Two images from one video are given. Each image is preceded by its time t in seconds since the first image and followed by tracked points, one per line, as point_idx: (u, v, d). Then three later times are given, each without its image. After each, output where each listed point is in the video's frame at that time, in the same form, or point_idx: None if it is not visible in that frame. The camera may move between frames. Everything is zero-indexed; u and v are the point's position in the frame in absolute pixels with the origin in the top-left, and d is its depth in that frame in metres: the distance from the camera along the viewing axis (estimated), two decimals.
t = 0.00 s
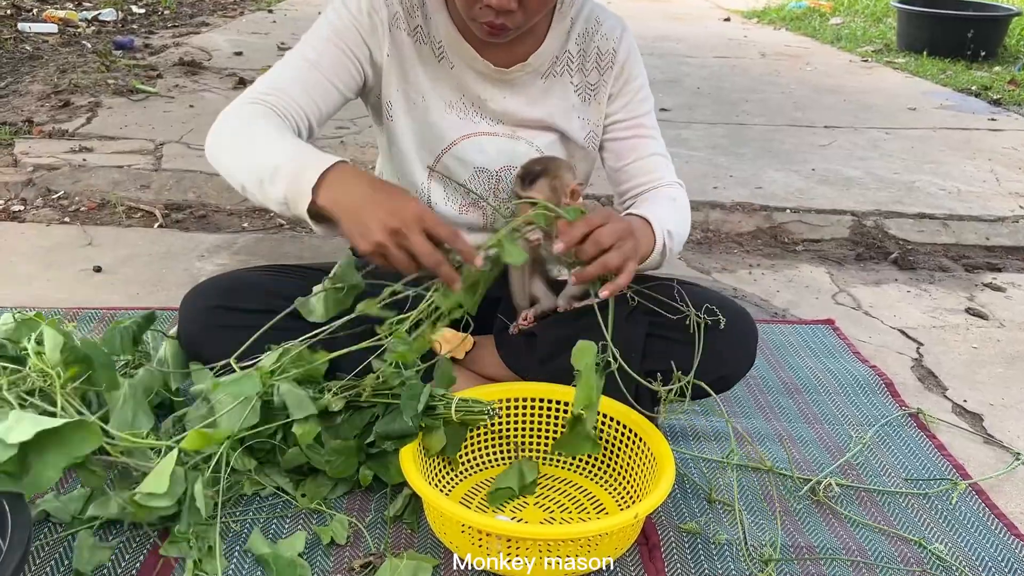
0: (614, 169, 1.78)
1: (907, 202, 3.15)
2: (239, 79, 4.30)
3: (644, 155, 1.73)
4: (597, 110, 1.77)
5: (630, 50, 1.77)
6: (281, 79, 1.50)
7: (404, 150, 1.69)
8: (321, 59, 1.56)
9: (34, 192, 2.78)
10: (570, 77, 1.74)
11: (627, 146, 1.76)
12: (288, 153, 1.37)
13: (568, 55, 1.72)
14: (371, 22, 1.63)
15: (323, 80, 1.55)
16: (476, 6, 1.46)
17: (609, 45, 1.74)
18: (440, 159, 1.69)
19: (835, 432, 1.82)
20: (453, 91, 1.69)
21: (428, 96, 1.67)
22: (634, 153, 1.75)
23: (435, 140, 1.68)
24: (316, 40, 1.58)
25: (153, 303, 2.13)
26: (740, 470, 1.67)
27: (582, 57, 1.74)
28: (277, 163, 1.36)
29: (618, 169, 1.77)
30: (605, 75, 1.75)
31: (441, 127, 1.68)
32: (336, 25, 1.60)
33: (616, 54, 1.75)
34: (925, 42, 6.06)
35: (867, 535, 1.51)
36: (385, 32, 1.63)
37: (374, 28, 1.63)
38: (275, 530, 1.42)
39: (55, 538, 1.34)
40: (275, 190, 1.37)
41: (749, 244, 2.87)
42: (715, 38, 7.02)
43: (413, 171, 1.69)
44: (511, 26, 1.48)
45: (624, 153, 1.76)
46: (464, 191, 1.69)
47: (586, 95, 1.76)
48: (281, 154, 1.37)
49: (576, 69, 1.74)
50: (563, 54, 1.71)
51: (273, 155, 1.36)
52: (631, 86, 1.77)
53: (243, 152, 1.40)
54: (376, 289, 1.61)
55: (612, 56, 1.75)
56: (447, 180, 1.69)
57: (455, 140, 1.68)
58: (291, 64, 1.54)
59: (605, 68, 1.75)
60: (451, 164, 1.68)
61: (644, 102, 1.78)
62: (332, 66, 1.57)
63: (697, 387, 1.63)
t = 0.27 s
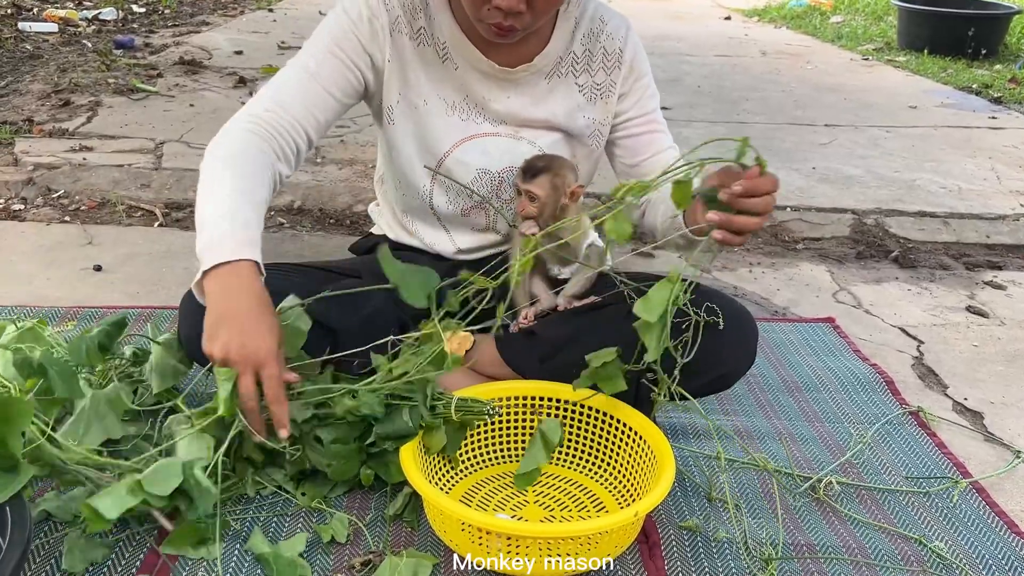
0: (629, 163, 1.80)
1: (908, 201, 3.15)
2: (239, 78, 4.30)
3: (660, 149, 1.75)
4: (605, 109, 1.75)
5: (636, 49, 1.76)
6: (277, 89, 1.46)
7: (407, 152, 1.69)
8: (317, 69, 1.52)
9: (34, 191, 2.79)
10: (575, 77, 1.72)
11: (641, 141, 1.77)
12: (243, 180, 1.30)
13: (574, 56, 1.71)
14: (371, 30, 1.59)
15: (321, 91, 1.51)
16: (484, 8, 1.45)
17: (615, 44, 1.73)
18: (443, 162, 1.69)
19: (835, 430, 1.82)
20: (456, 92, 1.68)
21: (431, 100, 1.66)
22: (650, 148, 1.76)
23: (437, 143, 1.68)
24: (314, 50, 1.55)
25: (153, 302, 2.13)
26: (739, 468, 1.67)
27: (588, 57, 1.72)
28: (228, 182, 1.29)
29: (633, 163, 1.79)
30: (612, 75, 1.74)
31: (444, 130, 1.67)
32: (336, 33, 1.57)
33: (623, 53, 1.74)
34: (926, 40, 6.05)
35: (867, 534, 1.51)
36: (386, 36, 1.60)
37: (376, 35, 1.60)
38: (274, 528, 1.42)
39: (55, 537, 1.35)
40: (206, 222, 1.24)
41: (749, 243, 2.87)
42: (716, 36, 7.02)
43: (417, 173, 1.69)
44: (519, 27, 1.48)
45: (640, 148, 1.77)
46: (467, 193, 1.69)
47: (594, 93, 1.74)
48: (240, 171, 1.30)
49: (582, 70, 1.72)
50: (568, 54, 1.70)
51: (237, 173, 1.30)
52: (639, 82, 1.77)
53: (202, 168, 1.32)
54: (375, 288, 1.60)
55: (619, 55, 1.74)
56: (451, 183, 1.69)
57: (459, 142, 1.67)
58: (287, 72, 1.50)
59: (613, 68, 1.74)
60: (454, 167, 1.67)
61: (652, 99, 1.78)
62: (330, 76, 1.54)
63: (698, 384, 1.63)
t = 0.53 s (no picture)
0: (639, 156, 1.77)
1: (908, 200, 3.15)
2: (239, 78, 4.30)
3: (670, 140, 1.74)
4: (608, 103, 1.74)
5: (638, 44, 1.75)
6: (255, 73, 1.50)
7: (408, 153, 1.69)
8: (297, 56, 1.55)
9: (35, 191, 2.79)
10: (576, 75, 1.71)
11: (651, 133, 1.75)
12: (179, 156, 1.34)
13: (575, 53, 1.70)
14: (360, 23, 1.61)
15: (299, 81, 1.54)
16: (488, 11, 1.45)
17: (617, 40, 1.72)
18: (443, 163, 1.68)
19: (837, 429, 1.82)
20: (456, 93, 1.68)
21: (431, 100, 1.66)
22: (660, 139, 1.74)
23: (438, 143, 1.67)
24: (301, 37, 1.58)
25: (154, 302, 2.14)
26: (741, 466, 1.67)
27: (589, 54, 1.71)
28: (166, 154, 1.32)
29: (643, 156, 1.76)
30: (615, 70, 1.73)
31: (445, 130, 1.67)
32: (324, 25, 1.59)
33: (626, 48, 1.73)
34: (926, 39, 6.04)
35: (868, 532, 1.51)
36: (382, 37, 1.62)
37: (366, 35, 1.62)
38: (274, 527, 1.42)
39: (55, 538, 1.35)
40: (118, 180, 1.27)
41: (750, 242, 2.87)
42: (716, 35, 7.01)
43: (418, 174, 1.70)
44: (524, 28, 1.48)
45: (649, 140, 1.75)
46: (468, 193, 1.69)
47: (597, 89, 1.73)
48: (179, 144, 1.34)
49: (583, 66, 1.71)
50: (569, 52, 1.69)
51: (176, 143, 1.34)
52: (643, 77, 1.76)
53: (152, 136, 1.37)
54: (376, 288, 1.59)
55: (621, 51, 1.73)
56: (452, 183, 1.69)
57: (460, 142, 1.67)
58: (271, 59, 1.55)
59: (614, 62, 1.73)
60: (455, 167, 1.67)
61: (657, 92, 1.77)
62: (312, 66, 1.56)
63: (698, 383, 1.63)
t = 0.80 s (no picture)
0: (629, 163, 1.75)
1: (910, 198, 3.15)
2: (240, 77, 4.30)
3: (662, 149, 1.71)
4: (603, 107, 1.72)
5: (635, 50, 1.73)
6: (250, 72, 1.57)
7: (403, 154, 1.68)
8: (287, 54, 1.59)
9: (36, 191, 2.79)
10: (573, 76, 1.70)
11: (644, 141, 1.73)
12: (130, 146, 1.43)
13: (572, 54, 1.68)
14: (349, 25, 1.61)
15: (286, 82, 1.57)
16: (491, 14, 1.44)
17: (613, 43, 1.70)
18: (439, 165, 1.67)
19: (838, 428, 1.82)
20: (452, 92, 1.66)
21: (427, 100, 1.65)
22: (652, 147, 1.72)
23: (435, 144, 1.66)
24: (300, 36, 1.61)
25: (155, 302, 2.14)
26: (742, 465, 1.67)
27: (586, 56, 1.70)
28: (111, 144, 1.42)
29: (633, 163, 1.74)
30: (611, 73, 1.71)
31: (442, 130, 1.65)
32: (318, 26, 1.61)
33: (622, 52, 1.71)
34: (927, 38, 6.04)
35: (869, 531, 1.51)
36: (374, 37, 1.61)
37: (356, 37, 1.61)
38: (276, 527, 1.42)
39: (57, 539, 1.35)
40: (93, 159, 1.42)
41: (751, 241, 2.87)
42: (717, 35, 7.00)
43: (415, 175, 1.69)
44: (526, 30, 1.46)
45: (640, 146, 1.73)
46: (466, 193, 1.69)
47: (592, 92, 1.71)
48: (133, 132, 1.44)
49: (581, 67, 1.70)
50: (566, 52, 1.68)
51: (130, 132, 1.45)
52: (637, 81, 1.73)
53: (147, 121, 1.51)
54: (378, 287, 1.57)
55: (617, 54, 1.71)
56: (450, 182, 1.68)
57: (456, 142, 1.66)
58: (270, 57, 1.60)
59: (609, 65, 1.71)
60: (453, 167, 1.66)
61: (650, 98, 1.75)
62: (300, 66, 1.58)
63: (700, 381, 1.62)
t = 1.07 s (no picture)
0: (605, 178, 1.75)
1: (909, 197, 3.15)
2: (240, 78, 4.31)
3: (638, 168, 1.71)
4: (590, 117, 1.72)
5: (627, 61, 1.72)
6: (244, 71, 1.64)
7: (394, 152, 1.69)
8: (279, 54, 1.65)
9: (36, 191, 2.79)
10: (565, 82, 1.69)
11: (623, 158, 1.72)
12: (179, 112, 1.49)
13: (564, 60, 1.67)
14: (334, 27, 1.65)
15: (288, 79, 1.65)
16: (479, 25, 1.42)
17: (605, 53, 1.69)
18: (429, 163, 1.68)
19: (837, 427, 1.82)
20: (442, 91, 1.65)
21: (417, 98, 1.65)
22: (630, 166, 1.71)
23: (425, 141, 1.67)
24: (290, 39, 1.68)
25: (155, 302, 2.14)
26: (741, 464, 1.67)
27: (578, 64, 1.69)
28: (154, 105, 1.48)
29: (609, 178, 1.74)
30: (599, 84, 1.70)
31: (432, 127, 1.67)
32: (308, 28, 1.67)
33: (613, 63, 1.70)
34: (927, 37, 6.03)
35: (869, 530, 1.51)
36: (365, 33, 1.63)
37: (343, 35, 1.65)
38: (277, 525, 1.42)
39: (56, 540, 1.35)
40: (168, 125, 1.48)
41: (751, 240, 2.87)
42: (716, 34, 7.00)
43: (406, 171, 1.69)
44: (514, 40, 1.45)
45: (617, 165, 1.73)
46: (458, 192, 1.68)
47: (580, 101, 1.71)
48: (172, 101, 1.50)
49: (571, 74, 1.69)
50: (558, 58, 1.67)
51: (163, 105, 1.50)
52: (625, 96, 1.72)
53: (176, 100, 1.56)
54: (377, 289, 1.57)
55: (608, 65, 1.69)
56: (441, 181, 1.68)
57: (446, 141, 1.67)
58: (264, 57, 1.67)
59: (599, 76, 1.70)
60: (443, 164, 1.67)
61: (636, 115, 1.73)
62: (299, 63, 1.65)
63: (698, 380, 1.61)
